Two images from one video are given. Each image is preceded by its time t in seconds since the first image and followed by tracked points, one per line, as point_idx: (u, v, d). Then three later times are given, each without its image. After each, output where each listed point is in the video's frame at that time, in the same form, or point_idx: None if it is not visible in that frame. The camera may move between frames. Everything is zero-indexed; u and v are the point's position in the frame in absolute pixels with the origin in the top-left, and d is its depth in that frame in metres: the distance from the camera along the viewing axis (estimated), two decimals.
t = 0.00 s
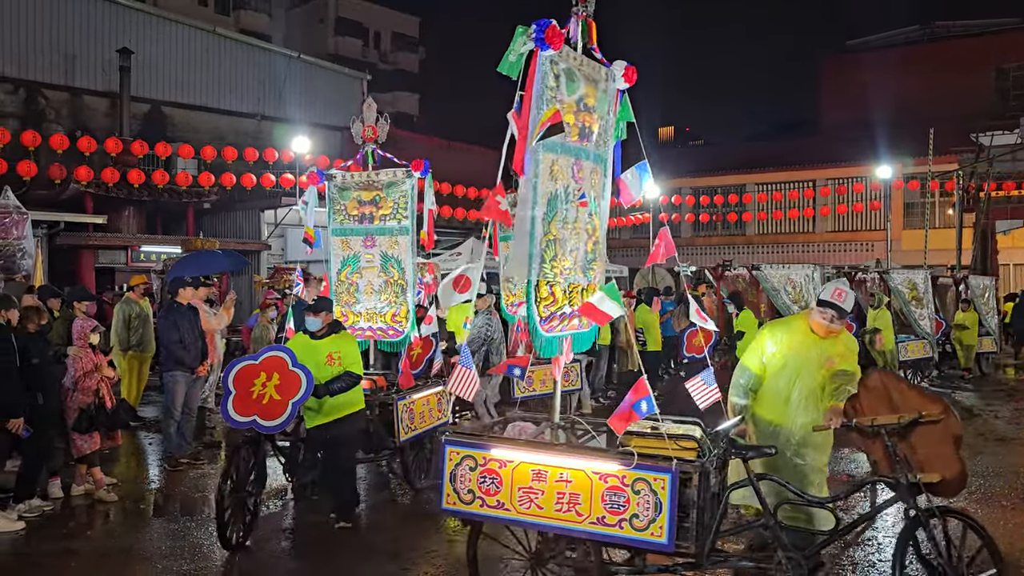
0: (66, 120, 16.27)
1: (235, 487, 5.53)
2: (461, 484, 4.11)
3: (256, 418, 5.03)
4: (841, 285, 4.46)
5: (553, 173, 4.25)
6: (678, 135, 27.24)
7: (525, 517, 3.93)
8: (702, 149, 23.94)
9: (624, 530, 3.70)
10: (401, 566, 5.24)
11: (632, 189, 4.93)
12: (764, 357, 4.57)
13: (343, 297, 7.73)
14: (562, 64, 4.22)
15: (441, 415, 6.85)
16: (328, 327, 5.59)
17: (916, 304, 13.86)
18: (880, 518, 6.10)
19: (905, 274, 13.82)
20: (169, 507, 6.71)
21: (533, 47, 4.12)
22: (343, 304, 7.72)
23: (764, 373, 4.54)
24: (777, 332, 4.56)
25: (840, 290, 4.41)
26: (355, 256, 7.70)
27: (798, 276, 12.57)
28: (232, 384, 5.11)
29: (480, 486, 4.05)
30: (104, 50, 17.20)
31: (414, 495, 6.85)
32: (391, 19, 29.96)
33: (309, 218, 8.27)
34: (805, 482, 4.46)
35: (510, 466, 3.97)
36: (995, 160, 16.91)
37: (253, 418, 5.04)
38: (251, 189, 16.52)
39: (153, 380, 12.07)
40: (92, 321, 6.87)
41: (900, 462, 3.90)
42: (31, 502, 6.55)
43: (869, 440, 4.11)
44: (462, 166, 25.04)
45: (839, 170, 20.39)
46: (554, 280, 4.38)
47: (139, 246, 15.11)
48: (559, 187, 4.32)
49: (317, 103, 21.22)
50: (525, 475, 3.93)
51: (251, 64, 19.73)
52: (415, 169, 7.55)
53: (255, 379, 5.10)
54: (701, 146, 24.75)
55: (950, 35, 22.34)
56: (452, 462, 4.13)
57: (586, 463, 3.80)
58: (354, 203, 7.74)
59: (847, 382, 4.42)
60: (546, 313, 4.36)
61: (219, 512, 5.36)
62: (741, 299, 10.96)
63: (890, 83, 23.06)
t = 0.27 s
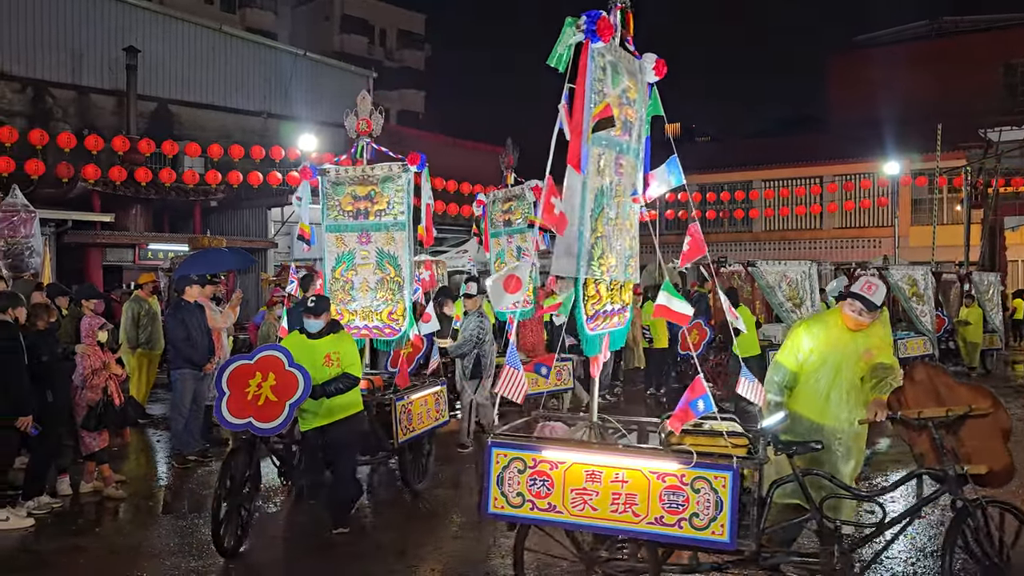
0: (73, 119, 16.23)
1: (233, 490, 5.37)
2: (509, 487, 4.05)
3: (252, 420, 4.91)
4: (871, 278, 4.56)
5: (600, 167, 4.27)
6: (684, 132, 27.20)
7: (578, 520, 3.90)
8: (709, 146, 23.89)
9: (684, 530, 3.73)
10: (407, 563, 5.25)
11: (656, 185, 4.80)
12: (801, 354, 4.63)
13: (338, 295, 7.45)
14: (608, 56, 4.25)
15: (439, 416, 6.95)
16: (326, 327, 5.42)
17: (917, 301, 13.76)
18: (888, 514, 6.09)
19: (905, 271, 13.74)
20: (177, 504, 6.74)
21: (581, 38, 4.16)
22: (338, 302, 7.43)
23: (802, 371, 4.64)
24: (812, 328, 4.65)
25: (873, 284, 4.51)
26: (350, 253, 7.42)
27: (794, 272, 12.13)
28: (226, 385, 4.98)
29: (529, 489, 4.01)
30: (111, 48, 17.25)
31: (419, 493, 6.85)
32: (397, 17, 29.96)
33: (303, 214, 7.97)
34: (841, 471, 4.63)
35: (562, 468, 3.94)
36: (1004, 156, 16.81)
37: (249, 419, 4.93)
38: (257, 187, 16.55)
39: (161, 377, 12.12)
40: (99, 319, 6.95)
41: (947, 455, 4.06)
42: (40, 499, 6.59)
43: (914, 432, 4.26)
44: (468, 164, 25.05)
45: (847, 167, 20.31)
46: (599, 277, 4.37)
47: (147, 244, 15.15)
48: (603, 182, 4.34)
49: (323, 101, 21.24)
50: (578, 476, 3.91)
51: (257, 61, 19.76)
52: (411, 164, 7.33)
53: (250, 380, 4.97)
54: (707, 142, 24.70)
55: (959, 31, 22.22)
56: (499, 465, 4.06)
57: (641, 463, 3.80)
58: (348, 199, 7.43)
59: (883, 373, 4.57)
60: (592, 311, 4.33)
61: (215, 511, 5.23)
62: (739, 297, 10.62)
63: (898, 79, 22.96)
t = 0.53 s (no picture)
0: (87, 119, 16.32)
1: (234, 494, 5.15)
2: (568, 491, 3.88)
3: (255, 424, 4.79)
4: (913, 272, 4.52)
5: (658, 162, 4.39)
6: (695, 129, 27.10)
7: (643, 522, 3.79)
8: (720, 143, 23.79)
9: (752, 529, 3.68)
10: (416, 561, 5.25)
11: (696, 182, 4.58)
12: (840, 348, 4.62)
13: (338, 293, 7.29)
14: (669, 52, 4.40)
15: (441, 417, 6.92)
16: (330, 328, 5.43)
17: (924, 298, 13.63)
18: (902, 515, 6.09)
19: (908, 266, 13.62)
20: (191, 501, 6.78)
21: (645, 31, 4.35)
22: (339, 301, 7.28)
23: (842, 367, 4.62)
24: (851, 323, 4.61)
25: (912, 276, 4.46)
26: (350, 250, 7.29)
27: (796, 270, 11.93)
28: (226, 387, 4.82)
29: (589, 492, 3.86)
30: (123, 48, 17.36)
31: (429, 491, 6.85)
32: (408, 15, 30.02)
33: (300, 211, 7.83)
34: (885, 463, 4.64)
35: (625, 469, 3.81)
36: (1019, 152, 16.67)
37: (252, 423, 4.80)
38: (269, 186, 16.63)
39: (174, 375, 12.21)
40: (113, 317, 6.98)
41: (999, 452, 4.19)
42: (55, 496, 6.64)
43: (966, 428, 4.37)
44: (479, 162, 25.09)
45: (859, 163, 20.17)
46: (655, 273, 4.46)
47: (160, 243, 15.27)
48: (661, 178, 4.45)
49: (334, 100, 21.31)
50: (640, 478, 3.80)
51: (268, 60, 19.83)
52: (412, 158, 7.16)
53: (250, 382, 4.83)
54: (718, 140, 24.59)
55: (973, 26, 22.03)
56: (556, 468, 3.89)
57: (707, 462, 3.74)
58: (347, 195, 7.30)
59: (925, 368, 4.52)
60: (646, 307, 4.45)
61: (214, 514, 5.05)
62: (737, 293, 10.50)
63: (911, 75, 22.80)
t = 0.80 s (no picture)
0: (109, 119, 16.49)
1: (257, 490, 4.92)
2: (643, 495, 3.96)
3: (267, 429, 4.57)
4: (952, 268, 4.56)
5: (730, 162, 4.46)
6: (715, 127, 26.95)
7: (721, 524, 3.91)
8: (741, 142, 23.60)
9: (832, 529, 3.84)
10: (436, 560, 5.24)
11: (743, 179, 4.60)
12: (885, 346, 4.63)
13: (347, 292, 7.15)
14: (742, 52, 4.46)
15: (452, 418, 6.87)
16: (344, 331, 5.26)
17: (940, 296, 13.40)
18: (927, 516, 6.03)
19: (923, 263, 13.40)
20: (215, 499, 6.83)
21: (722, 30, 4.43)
22: (347, 300, 7.13)
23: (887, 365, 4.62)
24: (895, 320, 4.63)
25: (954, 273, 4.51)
26: (359, 248, 7.14)
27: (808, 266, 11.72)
28: (237, 389, 4.59)
29: (666, 496, 3.95)
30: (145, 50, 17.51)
31: (449, 490, 6.86)
32: (426, 14, 30.06)
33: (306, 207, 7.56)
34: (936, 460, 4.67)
35: (703, 471, 3.92)
36: None
37: (265, 427, 4.58)
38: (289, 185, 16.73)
39: (196, 374, 12.31)
40: (137, 316, 7.03)
41: None
42: (81, 493, 6.71)
43: (1019, 424, 4.52)
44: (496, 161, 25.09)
45: (882, 160, 19.93)
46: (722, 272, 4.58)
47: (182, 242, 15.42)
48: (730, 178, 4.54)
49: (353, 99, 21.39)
50: (718, 480, 3.91)
51: (288, 60, 19.94)
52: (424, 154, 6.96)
53: (261, 385, 4.61)
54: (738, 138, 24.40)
55: (996, 20, 21.75)
56: (632, 471, 3.96)
57: (786, 464, 3.86)
58: (356, 190, 7.13)
59: (970, 364, 4.54)
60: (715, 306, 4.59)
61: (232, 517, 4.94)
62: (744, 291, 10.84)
63: (933, 71, 22.55)
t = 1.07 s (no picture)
0: (135, 121, 16.73)
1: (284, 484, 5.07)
2: (728, 500, 3.82)
3: (289, 435, 4.58)
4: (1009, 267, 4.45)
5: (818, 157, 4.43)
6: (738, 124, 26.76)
7: (809, 527, 3.77)
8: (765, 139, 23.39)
9: (921, 530, 3.69)
10: (460, 561, 5.24)
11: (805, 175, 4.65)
12: (933, 344, 4.56)
13: (359, 292, 7.04)
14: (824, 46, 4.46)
15: (468, 421, 6.76)
16: (358, 329, 5.05)
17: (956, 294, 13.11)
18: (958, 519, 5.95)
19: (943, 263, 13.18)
20: (241, 497, 6.90)
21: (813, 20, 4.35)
22: (360, 300, 7.02)
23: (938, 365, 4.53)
24: (944, 318, 4.54)
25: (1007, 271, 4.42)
26: (371, 246, 7.03)
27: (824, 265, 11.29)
28: (257, 394, 4.60)
29: (751, 499, 3.81)
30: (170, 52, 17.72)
31: (473, 490, 6.88)
32: (447, 14, 30.14)
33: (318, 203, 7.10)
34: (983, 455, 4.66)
35: (789, 474, 3.77)
36: None
37: (288, 433, 4.61)
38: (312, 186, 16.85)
39: (222, 373, 12.44)
40: (165, 315, 7.09)
41: None
42: (110, 491, 6.82)
43: None
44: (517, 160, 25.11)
45: (907, 156, 19.66)
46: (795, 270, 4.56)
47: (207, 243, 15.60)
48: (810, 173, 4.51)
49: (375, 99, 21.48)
50: (806, 482, 3.77)
51: (310, 62, 20.07)
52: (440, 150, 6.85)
53: (282, 389, 4.60)
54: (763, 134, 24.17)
55: None
56: (717, 474, 3.82)
57: (875, 464, 3.73)
58: (369, 187, 7.02)
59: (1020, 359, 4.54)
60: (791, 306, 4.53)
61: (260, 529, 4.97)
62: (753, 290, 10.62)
63: (961, 66, 22.24)
